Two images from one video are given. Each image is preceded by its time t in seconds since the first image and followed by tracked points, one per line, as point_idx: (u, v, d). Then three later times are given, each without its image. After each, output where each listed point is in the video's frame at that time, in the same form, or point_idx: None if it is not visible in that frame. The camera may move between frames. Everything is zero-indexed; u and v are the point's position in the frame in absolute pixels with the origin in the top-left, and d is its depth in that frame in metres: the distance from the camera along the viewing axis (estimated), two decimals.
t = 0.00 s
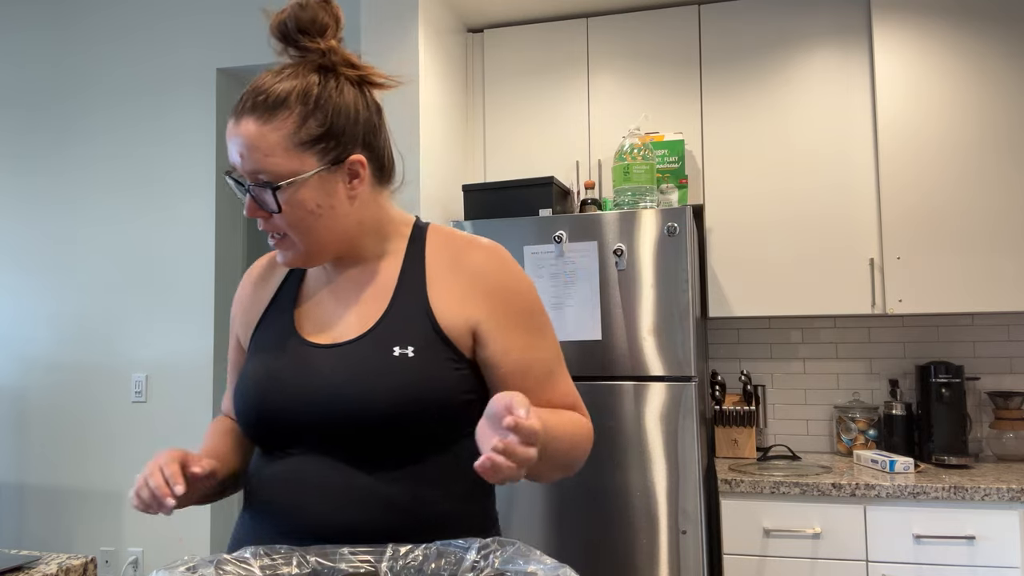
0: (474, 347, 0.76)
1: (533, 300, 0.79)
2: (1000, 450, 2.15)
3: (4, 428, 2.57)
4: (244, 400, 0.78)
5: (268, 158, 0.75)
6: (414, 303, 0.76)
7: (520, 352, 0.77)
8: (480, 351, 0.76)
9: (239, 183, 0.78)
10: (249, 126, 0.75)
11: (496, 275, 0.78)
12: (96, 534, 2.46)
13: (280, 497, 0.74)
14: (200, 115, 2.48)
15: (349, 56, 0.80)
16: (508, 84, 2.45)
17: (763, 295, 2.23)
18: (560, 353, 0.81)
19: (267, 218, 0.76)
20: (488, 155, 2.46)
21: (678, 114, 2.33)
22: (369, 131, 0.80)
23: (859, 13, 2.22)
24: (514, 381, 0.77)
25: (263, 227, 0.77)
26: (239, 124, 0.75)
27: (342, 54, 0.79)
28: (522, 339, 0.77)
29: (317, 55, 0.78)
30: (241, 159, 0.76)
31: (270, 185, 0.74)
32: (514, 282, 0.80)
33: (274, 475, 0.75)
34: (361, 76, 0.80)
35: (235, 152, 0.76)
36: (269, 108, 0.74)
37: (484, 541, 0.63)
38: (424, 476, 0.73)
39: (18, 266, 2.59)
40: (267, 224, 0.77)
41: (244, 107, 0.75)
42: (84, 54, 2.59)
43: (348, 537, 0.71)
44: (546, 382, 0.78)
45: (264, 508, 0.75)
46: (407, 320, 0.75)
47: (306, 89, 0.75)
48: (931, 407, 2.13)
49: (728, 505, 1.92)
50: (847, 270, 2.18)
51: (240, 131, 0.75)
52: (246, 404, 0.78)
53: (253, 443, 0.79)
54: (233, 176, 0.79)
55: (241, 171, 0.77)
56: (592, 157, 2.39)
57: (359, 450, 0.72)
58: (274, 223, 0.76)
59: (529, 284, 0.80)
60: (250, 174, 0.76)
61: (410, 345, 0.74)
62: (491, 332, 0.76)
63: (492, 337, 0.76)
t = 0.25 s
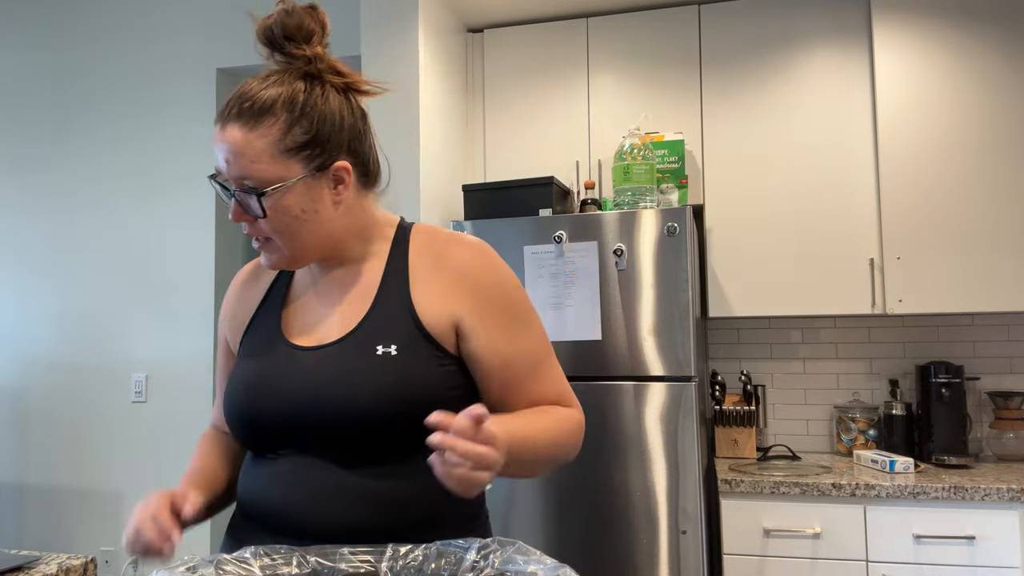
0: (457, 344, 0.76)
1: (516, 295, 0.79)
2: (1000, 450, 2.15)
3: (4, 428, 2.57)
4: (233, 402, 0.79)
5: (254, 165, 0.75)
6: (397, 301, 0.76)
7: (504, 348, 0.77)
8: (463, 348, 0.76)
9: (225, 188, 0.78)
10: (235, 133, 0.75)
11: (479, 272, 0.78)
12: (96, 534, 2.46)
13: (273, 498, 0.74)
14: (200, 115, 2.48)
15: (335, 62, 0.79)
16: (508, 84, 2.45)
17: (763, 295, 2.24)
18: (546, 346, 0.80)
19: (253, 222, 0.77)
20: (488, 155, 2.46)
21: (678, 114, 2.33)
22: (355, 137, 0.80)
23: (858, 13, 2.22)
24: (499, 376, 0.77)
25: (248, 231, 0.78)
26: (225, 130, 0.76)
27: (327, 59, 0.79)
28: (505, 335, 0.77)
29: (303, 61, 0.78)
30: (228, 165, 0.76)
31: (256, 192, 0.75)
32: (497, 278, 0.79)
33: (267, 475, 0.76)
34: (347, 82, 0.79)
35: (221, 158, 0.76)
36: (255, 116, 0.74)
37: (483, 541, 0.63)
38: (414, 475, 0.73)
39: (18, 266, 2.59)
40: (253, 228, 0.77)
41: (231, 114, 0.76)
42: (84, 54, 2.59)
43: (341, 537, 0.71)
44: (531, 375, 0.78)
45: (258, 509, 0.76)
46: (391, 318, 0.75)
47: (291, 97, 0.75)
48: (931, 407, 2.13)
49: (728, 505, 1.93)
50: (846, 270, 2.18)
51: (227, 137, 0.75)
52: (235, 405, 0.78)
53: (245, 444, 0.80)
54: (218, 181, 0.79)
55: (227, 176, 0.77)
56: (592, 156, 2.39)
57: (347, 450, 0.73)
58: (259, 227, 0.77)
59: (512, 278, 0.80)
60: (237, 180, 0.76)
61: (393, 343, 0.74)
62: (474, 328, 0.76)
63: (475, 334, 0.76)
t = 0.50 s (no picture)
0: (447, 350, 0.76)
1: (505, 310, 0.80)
2: (1000, 450, 2.15)
3: (3, 429, 2.57)
4: (229, 407, 0.79)
5: (242, 176, 0.75)
6: (390, 305, 0.76)
7: (487, 360, 0.76)
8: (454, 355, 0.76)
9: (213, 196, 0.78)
10: (224, 144, 0.74)
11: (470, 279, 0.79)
12: (97, 534, 2.46)
13: (271, 503, 0.74)
14: (200, 115, 2.48)
15: (325, 73, 0.79)
16: (507, 84, 2.45)
17: (762, 295, 2.24)
18: (529, 365, 0.80)
19: (240, 231, 0.77)
20: (488, 155, 2.46)
21: (678, 114, 2.34)
22: (343, 148, 0.80)
23: (858, 13, 2.22)
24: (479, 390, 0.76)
25: (235, 239, 0.78)
26: (214, 139, 0.75)
27: (317, 71, 0.79)
28: (491, 344, 0.77)
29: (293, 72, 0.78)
30: (215, 175, 0.76)
31: (244, 203, 0.75)
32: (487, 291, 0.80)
33: (265, 479, 0.76)
34: (337, 94, 0.79)
35: (209, 167, 0.76)
36: (243, 127, 0.74)
37: (484, 541, 0.62)
38: (411, 475, 0.74)
39: (18, 266, 2.59)
40: (240, 237, 0.77)
41: (219, 124, 0.75)
42: (84, 54, 2.59)
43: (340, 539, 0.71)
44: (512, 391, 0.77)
45: (258, 512, 0.76)
46: (385, 322, 0.75)
47: (280, 109, 0.75)
48: (931, 407, 2.13)
49: (729, 505, 1.92)
50: (846, 270, 2.18)
51: (215, 147, 0.75)
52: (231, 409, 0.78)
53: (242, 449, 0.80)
54: (206, 188, 0.79)
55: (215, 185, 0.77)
56: (592, 156, 2.39)
57: (343, 452, 0.73)
58: (247, 237, 0.77)
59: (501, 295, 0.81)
60: (224, 190, 0.76)
61: (386, 347, 0.74)
62: (461, 336, 0.76)
63: (462, 341, 0.76)
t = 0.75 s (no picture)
0: (446, 346, 0.77)
1: (504, 299, 0.79)
2: (1000, 450, 2.15)
3: (4, 429, 2.56)
4: (226, 404, 0.79)
5: (238, 171, 0.74)
6: (386, 300, 0.76)
7: (489, 354, 0.77)
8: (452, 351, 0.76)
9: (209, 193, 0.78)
10: (220, 139, 0.74)
11: (466, 274, 0.78)
12: (97, 534, 2.46)
13: (269, 500, 0.74)
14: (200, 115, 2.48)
15: (319, 69, 0.80)
16: (507, 84, 2.45)
17: (762, 295, 2.24)
18: (535, 350, 0.80)
19: (236, 227, 0.77)
20: (488, 155, 2.46)
21: (678, 114, 2.34)
22: (339, 144, 0.80)
23: (858, 14, 2.22)
24: (486, 379, 0.78)
25: (231, 235, 0.78)
26: (210, 135, 0.75)
27: (312, 66, 0.79)
28: (492, 338, 0.77)
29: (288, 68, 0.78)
30: (211, 171, 0.76)
31: (240, 198, 0.75)
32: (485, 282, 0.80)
33: (262, 476, 0.76)
34: (331, 88, 0.80)
35: (205, 163, 0.76)
36: (238, 122, 0.74)
37: (483, 541, 0.62)
38: (407, 470, 0.74)
39: (18, 266, 2.59)
40: (236, 232, 0.77)
41: (215, 120, 0.75)
42: (84, 54, 2.59)
43: (338, 535, 0.71)
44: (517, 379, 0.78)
45: (256, 510, 0.76)
46: (380, 317, 0.75)
47: (275, 103, 0.75)
48: (931, 407, 2.13)
49: (728, 505, 1.93)
50: (846, 270, 2.18)
51: (211, 143, 0.75)
52: (228, 406, 0.78)
53: (239, 447, 0.80)
54: (203, 185, 0.79)
55: (211, 181, 0.77)
56: (592, 156, 2.39)
57: (340, 450, 0.72)
58: (243, 232, 0.77)
59: (499, 282, 0.80)
60: (220, 186, 0.76)
61: (381, 341, 0.74)
62: (461, 331, 0.76)
63: (463, 336, 0.76)
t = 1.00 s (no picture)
0: (454, 349, 0.77)
1: (510, 300, 0.80)
2: (1000, 450, 2.15)
3: (4, 429, 2.57)
4: (229, 405, 0.79)
5: (239, 170, 0.75)
6: (391, 304, 0.76)
7: (498, 357, 0.77)
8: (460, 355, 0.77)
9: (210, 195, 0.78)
10: (220, 139, 0.75)
11: (471, 279, 0.78)
12: (96, 534, 2.46)
13: (269, 501, 0.74)
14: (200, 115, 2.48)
15: (318, 69, 0.80)
16: (507, 84, 2.45)
17: (762, 295, 2.23)
18: (541, 351, 0.81)
19: (238, 228, 0.76)
20: (488, 155, 2.46)
21: (678, 114, 2.34)
22: (339, 143, 0.81)
23: (858, 14, 2.22)
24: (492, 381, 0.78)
25: (233, 236, 0.77)
26: (210, 136, 0.75)
27: (311, 67, 0.80)
28: (500, 340, 0.78)
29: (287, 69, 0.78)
30: (212, 171, 0.76)
31: (241, 198, 0.75)
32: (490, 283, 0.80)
33: (263, 476, 0.76)
34: (330, 88, 0.80)
35: (207, 164, 0.76)
36: (239, 121, 0.74)
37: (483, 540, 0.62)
38: (409, 471, 0.74)
39: (18, 266, 2.59)
40: (238, 233, 0.77)
41: (216, 120, 0.75)
42: (85, 54, 2.59)
43: (339, 535, 0.71)
44: (525, 380, 0.79)
45: (256, 510, 0.76)
46: (384, 320, 0.75)
47: (275, 102, 0.75)
48: (931, 407, 2.13)
49: (728, 505, 1.93)
50: (846, 270, 2.18)
51: (212, 143, 0.75)
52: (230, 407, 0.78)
53: (241, 447, 0.80)
54: (204, 187, 0.79)
55: (212, 182, 0.77)
56: (592, 156, 2.39)
57: (345, 452, 0.73)
58: (244, 232, 0.77)
59: (504, 284, 0.81)
60: (222, 186, 0.76)
61: (385, 344, 0.74)
62: (469, 335, 0.77)
63: (471, 340, 0.77)
